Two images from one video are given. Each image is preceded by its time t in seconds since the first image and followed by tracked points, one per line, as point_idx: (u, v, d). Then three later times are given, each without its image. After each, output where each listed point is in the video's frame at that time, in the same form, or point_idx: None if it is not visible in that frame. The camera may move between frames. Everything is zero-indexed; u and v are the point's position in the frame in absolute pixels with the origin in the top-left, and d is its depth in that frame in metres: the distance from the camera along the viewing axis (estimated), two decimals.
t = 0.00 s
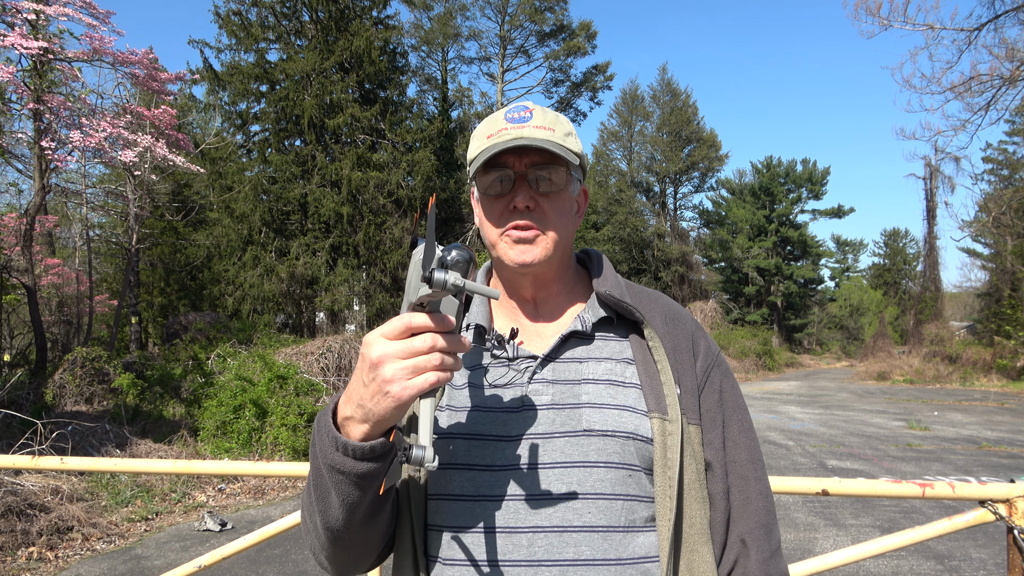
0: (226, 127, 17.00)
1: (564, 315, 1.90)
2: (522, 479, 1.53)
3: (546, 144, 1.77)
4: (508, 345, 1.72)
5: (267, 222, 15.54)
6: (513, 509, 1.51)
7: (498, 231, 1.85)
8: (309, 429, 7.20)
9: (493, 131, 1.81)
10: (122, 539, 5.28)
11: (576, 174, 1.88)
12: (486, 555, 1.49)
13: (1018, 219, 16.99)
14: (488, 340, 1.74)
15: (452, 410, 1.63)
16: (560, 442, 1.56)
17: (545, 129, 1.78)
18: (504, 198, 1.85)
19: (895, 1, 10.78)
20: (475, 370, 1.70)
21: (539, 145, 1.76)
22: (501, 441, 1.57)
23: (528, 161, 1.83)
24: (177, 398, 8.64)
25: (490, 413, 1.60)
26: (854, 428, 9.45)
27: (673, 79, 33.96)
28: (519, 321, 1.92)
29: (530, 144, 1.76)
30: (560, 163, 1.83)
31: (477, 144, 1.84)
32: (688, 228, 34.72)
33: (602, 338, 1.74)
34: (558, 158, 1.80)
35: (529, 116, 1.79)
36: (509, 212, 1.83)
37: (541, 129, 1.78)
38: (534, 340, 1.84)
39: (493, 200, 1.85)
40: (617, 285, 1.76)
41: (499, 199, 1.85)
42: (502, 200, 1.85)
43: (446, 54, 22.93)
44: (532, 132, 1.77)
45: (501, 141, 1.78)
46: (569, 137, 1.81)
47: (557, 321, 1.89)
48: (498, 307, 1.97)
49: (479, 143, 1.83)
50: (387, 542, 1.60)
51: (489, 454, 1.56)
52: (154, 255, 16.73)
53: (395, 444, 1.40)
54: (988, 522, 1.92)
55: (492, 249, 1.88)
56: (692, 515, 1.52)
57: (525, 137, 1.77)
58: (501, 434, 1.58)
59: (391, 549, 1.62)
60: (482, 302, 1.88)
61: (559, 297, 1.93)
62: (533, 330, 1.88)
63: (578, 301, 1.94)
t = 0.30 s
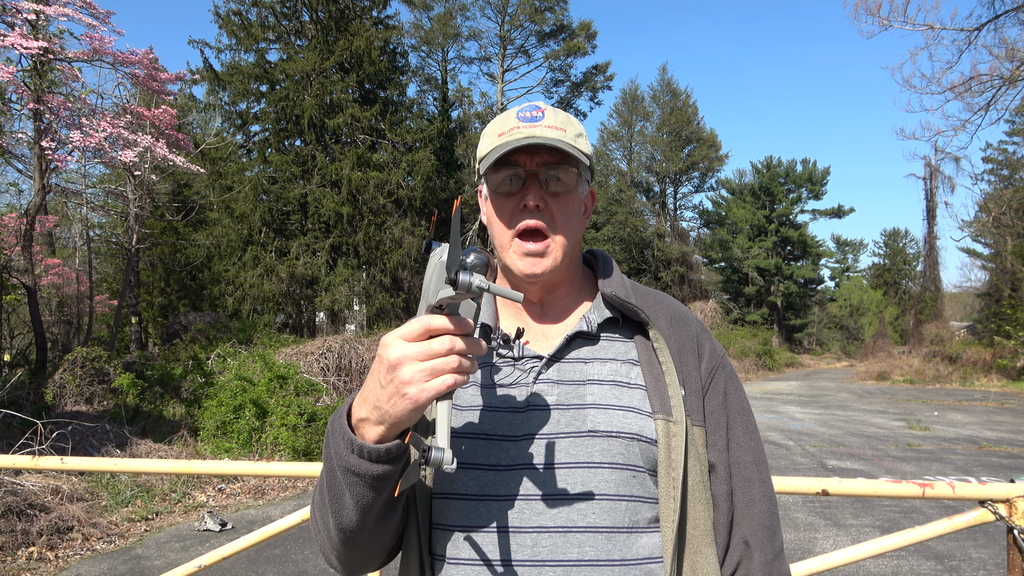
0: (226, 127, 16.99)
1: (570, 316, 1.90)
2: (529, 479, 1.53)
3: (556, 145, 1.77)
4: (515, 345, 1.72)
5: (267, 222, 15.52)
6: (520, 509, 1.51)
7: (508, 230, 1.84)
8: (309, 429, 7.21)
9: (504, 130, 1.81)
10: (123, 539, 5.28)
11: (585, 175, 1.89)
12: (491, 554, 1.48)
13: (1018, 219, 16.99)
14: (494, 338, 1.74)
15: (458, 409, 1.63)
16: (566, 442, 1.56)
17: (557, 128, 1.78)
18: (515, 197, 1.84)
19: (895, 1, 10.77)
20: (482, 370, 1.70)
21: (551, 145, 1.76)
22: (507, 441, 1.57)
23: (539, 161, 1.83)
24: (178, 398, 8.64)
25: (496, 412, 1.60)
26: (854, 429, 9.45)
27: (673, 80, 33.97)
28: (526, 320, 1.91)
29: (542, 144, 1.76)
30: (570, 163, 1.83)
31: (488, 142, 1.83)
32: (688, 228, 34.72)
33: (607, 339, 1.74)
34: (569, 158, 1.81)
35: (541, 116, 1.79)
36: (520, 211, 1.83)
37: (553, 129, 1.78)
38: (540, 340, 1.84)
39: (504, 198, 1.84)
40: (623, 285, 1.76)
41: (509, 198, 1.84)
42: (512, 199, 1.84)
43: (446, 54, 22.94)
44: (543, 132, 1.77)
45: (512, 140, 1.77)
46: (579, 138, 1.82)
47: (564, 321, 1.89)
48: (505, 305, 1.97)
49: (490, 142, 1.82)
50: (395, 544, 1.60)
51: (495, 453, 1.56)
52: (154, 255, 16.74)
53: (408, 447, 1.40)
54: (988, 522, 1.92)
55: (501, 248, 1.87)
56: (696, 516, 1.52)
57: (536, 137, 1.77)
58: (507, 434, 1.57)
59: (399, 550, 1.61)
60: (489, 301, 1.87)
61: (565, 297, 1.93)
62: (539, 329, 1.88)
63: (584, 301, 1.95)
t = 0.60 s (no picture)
0: (226, 127, 16.99)
1: (573, 315, 1.90)
2: (533, 479, 1.52)
3: (560, 144, 1.77)
4: (517, 344, 1.72)
5: (267, 222, 15.52)
6: (522, 510, 1.51)
7: (511, 230, 1.84)
8: (309, 429, 7.21)
9: (508, 129, 1.81)
10: (122, 539, 5.28)
11: (589, 175, 1.88)
12: (495, 554, 1.48)
13: (1018, 219, 16.95)
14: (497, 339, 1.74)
15: (462, 410, 1.63)
16: (569, 442, 1.55)
17: (560, 128, 1.78)
18: (519, 197, 1.84)
19: (895, 1, 10.72)
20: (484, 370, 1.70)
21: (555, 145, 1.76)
22: (510, 442, 1.57)
23: (543, 161, 1.83)
24: (177, 398, 8.64)
25: (499, 412, 1.61)
26: (854, 429, 9.45)
27: (673, 80, 33.97)
28: (529, 320, 1.91)
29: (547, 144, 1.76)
30: (574, 163, 1.82)
31: (492, 142, 1.84)
32: (688, 228, 34.72)
33: (610, 339, 1.74)
34: (572, 158, 1.80)
35: (545, 115, 1.79)
36: (524, 211, 1.83)
37: (556, 128, 1.78)
38: (543, 340, 1.83)
39: (508, 198, 1.84)
40: (626, 285, 1.76)
41: (513, 198, 1.84)
42: (515, 199, 1.84)
43: (446, 54, 22.95)
44: (547, 132, 1.77)
45: (516, 140, 1.78)
46: (583, 138, 1.82)
47: (565, 322, 1.89)
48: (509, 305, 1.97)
49: (494, 141, 1.82)
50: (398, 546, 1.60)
51: (498, 454, 1.56)
52: (155, 255, 16.74)
53: (410, 452, 1.40)
54: (988, 522, 1.92)
55: (504, 248, 1.87)
56: (699, 517, 1.51)
57: (540, 137, 1.76)
58: (509, 434, 1.58)
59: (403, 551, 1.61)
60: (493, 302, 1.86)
61: (568, 297, 1.93)
62: (542, 329, 1.87)
63: (588, 301, 1.94)
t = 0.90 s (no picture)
0: (226, 127, 16.98)
1: (575, 316, 1.90)
2: (535, 479, 1.52)
3: (561, 145, 1.76)
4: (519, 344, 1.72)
5: (267, 222, 15.52)
6: (524, 510, 1.50)
7: (512, 231, 1.84)
8: (309, 429, 7.21)
9: (508, 130, 1.81)
10: (122, 539, 5.28)
11: (590, 175, 1.87)
12: (496, 554, 1.49)
13: (1018, 219, 16.95)
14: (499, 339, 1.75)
15: (464, 411, 1.63)
16: (571, 442, 1.55)
17: (561, 129, 1.78)
18: (520, 198, 1.84)
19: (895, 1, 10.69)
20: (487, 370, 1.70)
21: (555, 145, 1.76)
22: (512, 442, 1.57)
23: (544, 161, 1.83)
24: (177, 398, 8.64)
25: (501, 412, 1.61)
26: (854, 428, 9.45)
27: (673, 80, 33.97)
28: (531, 320, 1.91)
29: (547, 144, 1.75)
30: (575, 164, 1.82)
31: (492, 143, 1.84)
32: (688, 228, 34.73)
33: (612, 339, 1.73)
34: (573, 159, 1.80)
35: (545, 115, 1.79)
36: (525, 211, 1.83)
37: (557, 129, 1.77)
38: (545, 341, 1.84)
39: (508, 199, 1.84)
40: (628, 286, 1.76)
41: (514, 198, 1.84)
42: (516, 200, 1.84)
43: (446, 54, 22.94)
44: (547, 132, 1.76)
45: (517, 141, 1.78)
46: (584, 139, 1.81)
47: (567, 322, 1.89)
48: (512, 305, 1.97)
49: (495, 142, 1.82)
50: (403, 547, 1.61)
51: (500, 454, 1.56)
52: (154, 255, 16.73)
53: (412, 455, 1.40)
54: (988, 522, 1.92)
55: (505, 249, 1.87)
56: (701, 516, 1.52)
57: (540, 138, 1.76)
58: (511, 433, 1.58)
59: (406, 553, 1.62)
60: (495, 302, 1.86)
61: (570, 297, 1.93)
62: (545, 329, 1.88)
63: (589, 301, 1.94)
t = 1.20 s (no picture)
0: (226, 127, 16.98)
1: (578, 317, 1.89)
2: (536, 480, 1.52)
3: (563, 144, 1.76)
4: (521, 345, 1.71)
5: (267, 222, 15.53)
6: (525, 511, 1.51)
7: (515, 231, 1.84)
8: (309, 429, 7.21)
9: (511, 130, 1.81)
10: (122, 539, 5.28)
11: (593, 174, 1.87)
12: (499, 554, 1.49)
13: (1018, 219, 16.94)
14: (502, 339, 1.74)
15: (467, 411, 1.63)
16: (573, 442, 1.55)
17: (563, 128, 1.78)
18: (523, 198, 1.84)
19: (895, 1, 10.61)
20: (489, 370, 1.70)
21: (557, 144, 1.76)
22: (515, 442, 1.57)
23: (547, 161, 1.83)
24: (177, 398, 8.65)
25: (504, 412, 1.61)
26: (854, 428, 9.45)
27: (673, 80, 33.97)
28: (534, 321, 1.90)
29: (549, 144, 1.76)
30: (578, 163, 1.82)
31: (495, 144, 1.85)
32: (688, 228, 34.74)
33: (615, 339, 1.73)
34: (575, 158, 1.80)
35: (547, 115, 1.79)
36: (528, 211, 1.82)
37: (559, 128, 1.78)
38: (548, 341, 1.83)
39: (512, 199, 1.84)
40: (632, 287, 1.76)
41: (517, 198, 1.84)
42: (519, 200, 1.84)
43: (446, 54, 22.94)
44: (550, 132, 1.77)
45: (519, 141, 1.78)
46: (586, 137, 1.81)
47: (571, 323, 1.88)
48: (514, 305, 1.96)
49: (497, 143, 1.83)
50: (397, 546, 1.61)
51: (502, 453, 1.56)
52: (154, 255, 16.73)
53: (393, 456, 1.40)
54: (988, 522, 1.92)
55: (508, 249, 1.87)
56: (703, 517, 1.52)
57: (543, 137, 1.77)
58: (514, 433, 1.58)
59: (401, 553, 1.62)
60: (498, 301, 1.85)
61: (574, 297, 1.92)
62: (548, 330, 1.87)
63: (592, 302, 1.94)
